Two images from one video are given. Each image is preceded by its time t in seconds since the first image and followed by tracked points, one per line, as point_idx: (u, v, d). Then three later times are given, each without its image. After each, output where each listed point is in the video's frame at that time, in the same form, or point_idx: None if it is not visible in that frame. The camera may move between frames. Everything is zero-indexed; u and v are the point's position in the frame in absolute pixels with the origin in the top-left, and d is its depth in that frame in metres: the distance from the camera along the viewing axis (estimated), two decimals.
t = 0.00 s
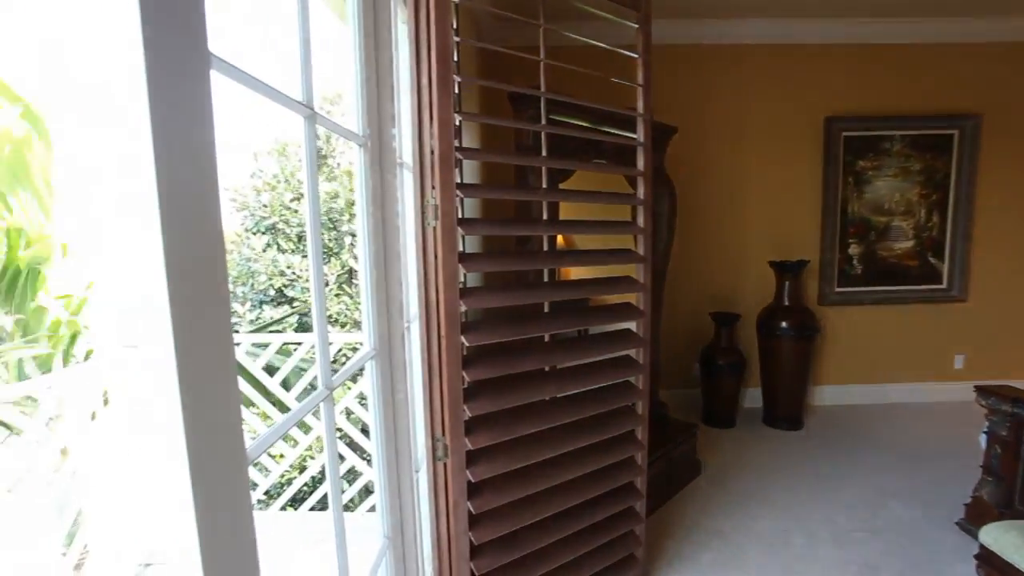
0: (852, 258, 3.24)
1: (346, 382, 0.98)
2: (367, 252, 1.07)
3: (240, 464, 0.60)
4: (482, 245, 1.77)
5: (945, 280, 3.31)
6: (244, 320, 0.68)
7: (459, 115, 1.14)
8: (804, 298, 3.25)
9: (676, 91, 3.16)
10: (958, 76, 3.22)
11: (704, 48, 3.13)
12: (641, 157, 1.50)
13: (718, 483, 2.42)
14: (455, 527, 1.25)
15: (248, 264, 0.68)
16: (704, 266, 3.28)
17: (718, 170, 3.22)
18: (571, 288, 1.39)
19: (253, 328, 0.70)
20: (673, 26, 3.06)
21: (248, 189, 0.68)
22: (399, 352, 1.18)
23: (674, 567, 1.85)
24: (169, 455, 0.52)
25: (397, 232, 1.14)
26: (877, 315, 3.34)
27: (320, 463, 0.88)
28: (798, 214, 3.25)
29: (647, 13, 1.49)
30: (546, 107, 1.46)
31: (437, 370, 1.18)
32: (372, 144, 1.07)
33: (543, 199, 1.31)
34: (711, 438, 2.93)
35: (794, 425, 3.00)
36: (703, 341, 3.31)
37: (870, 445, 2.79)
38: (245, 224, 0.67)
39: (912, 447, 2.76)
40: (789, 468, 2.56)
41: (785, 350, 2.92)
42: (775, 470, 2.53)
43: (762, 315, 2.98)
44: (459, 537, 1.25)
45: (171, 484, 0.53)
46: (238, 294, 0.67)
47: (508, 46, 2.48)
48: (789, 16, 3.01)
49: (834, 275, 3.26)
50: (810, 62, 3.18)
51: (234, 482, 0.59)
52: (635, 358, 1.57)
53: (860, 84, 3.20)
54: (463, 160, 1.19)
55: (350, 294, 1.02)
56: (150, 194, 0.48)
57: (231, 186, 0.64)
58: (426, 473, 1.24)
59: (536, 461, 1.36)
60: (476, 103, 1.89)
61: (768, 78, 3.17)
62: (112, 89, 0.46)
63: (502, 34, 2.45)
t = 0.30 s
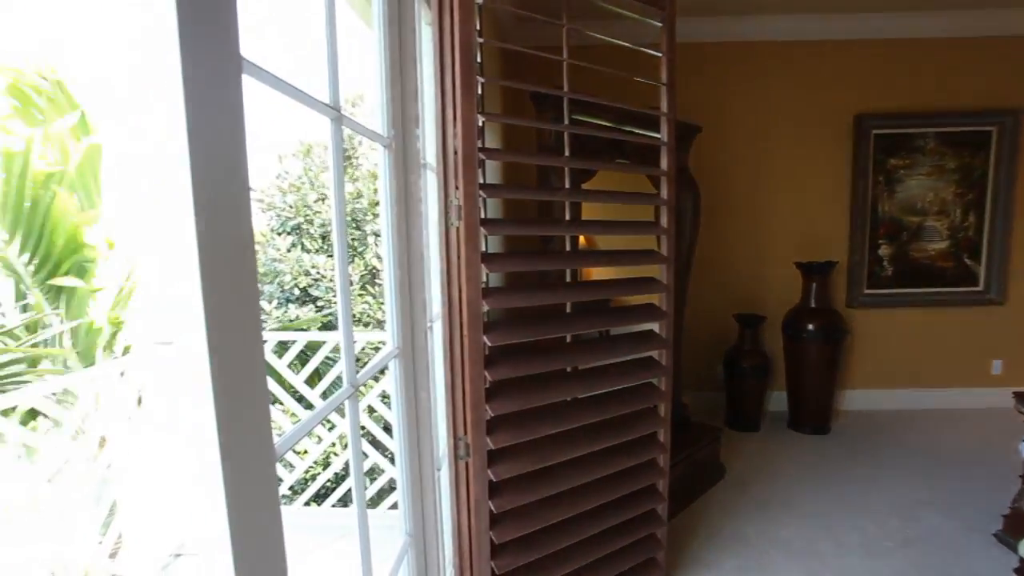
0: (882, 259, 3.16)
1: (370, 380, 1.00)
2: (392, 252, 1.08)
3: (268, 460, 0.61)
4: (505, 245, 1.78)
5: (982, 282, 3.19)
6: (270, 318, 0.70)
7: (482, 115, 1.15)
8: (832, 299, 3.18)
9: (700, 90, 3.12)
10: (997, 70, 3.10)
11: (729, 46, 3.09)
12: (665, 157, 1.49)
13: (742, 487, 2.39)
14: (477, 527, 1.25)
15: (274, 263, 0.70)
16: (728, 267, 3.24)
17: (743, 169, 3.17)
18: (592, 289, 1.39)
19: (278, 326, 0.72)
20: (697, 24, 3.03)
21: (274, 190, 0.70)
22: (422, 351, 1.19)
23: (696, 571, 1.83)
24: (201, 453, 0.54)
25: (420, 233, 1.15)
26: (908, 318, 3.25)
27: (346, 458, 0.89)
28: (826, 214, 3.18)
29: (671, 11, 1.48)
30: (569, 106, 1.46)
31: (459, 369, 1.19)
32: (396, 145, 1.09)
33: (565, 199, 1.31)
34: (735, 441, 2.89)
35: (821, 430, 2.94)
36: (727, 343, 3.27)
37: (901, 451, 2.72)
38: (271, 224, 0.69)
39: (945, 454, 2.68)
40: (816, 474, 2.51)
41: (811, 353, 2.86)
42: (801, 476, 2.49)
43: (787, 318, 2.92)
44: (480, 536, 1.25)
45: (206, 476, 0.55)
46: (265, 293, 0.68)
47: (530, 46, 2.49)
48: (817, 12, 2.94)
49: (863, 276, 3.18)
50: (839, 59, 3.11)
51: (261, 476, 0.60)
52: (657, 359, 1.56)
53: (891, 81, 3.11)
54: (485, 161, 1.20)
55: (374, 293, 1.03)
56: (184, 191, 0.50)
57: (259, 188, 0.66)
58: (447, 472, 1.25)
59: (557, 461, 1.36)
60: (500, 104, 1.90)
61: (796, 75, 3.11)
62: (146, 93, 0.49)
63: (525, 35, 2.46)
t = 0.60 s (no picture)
0: (919, 259, 3.06)
1: (396, 377, 1.01)
2: (418, 251, 1.10)
3: (298, 455, 0.63)
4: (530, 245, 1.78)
5: None
6: (298, 316, 0.71)
7: (508, 115, 1.15)
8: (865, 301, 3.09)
9: (729, 87, 3.07)
10: None
11: (758, 42, 3.03)
12: (692, 156, 1.47)
13: (769, 491, 2.34)
14: (500, 526, 1.25)
15: (301, 262, 0.71)
16: (756, 267, 3.17)
17: (772, 167, 3.11)
18: (618, 289, 1.38)
19: (305, 323, 0.73)
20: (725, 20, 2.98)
21: (301, 191, 0.70)
22: (448, 349, 1.20)
23: None
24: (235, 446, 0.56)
25: (446, 232, 1.16)
26: (946, 321, 3.14)
27: (372, 453, 0.92)
28: (859, 213, 3.10)
29: (700, 9, 1.46)
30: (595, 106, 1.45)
31: (484, 368, 1.20)
32: (423, 145, 1.10)
33: (591, 199, 1.31)
34: (763, 445, 2.83)
35: (852, 435, 2.86)
36: (755, 345, 3.20)
37: (937, 459, 2.63)
38: (298, 224, 0.70)
39: (985, 463, 2.58)
40: (847, 480, 2.44)
41: (843, 356, 2.78)
42: (831, 481, 2.43)
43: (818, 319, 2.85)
44: (503, 535, 1.25)
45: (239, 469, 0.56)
46: (293, 292, 0.69)
47: (556, 46, 2.48)
48: (851, 5, 2.87)
49: (899, 277, 3.08)
50: (873, 53, 3.02)
51: (291, 471, 0.61)
52: (683, 361, 1.54)
53: (930, 75, 3.00)
54: (511, 160, 1.20)
55: (400, 291, 1.04)
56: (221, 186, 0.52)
57: (287, 189, 0.67)
58: (471, 470, 1.26)
59: (580, 461, 1.35)
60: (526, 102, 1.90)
61: (828, 71, 3.04)
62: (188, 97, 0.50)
63: (550, 34, 2.45)
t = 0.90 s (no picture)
0: (961, 261, 2.93)
1: (423, 375, 1.02)
2: (445, 251, 1.11)
3: (330, 450, 0.64)
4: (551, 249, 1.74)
5: None
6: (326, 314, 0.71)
7: (535, 115, 1.15)
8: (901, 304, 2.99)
9: (758, 85, 3.01)
10: None
11: (789, 39, 2.97)
12: (721, 156, 1.45)
13: (799, 498, 2.29)
14: (525, 527, 1.25)
15: (330, 261, 0.71)
16: (787, 268, 3.10)
17: (803, 166, 3.04)
18: (645, 291, 1.37)
19: (334, 322, 0.73)
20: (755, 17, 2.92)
21: (330, 191, 0.71)
22: (474, 348, 1.21)
23: None
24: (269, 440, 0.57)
25: (473, 232, 1.17)
26: (988, 325, 3.02)
27: (399, 450, 0.93)
28: (895, 213, 3.00)
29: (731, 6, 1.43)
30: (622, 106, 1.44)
31: (510, 368, 1.20)
32: (450, 146, 1.11)
33: (619, 199, 1.31)
34: (793, 450, 2.77)
35: (887, 442, 2.78)
36: (785, 349, 3.13)
37: (978, 469, 2.52)
38: (327, 223, 0.70)
39: None
40: (881, 488, 2.37)
41: (879, 361, 2.69)
42: (864, 489, 2.36)
43: (854, 321, 2.76)
44: (528, 536, 1.25)
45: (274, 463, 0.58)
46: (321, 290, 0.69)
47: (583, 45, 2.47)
48: None
49: (939, 279, 2.97)
50: (912, 48, 2.91)
51: (323, 466, 0.63)
52: (711, 364, 1.52)
53: (974, 69, 2.87)
54: (538, 160, 1.20)
55: (427, 291, 1.05)
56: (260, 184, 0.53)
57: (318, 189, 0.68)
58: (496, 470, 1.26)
59: (606, 463, 1.35)
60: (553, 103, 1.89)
61: (863, 66, 2.95)
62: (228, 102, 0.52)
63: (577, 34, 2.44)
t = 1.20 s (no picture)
0: (1005, 262, 2.81)
1: (450, 372, 1.03)
2: (472, 249, 1.12)
3: (359, 445, 0.65)
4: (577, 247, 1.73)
5: None
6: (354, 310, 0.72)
7: (562, 113, 1.14)
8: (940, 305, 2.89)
9: (789, 81, 2.95)
10: None
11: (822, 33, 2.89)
12: (751, 152, 1.43)
13: (829, 503, 2.24)
14: (549, 526, 1.25)
15: (358, 259, 0.72)
16: (818, 268, 3.03)
17: (836, 164, 2.96)
18: (672, 290, 1.35)
19: (362, 319, 0.74)
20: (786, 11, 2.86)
21: (359, 191, 0.71)
22: (500, 346, 1.21)
23: None
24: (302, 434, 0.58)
25: (500, 231, 1.18)
26: None
27: (426, 445, 0.94)
28: (935, 212, 2.89)
29: None
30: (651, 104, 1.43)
31: (535, 366, 1.20)
32: (478, 145, 1.12)
33: (647, 198, 1.29)
34: (824, 455, 2.70)
35: (924, 448, 2.68)
36: (815, 350, 3.06)
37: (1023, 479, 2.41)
38: (355, 222, 0.71)
39: None
40: (916, 496, 2.29)
41: (915, 364, 2.60)
42: (898, 497, 2.29)
43: (889, 323, 2.67)
44: (553, 536, 1.25)
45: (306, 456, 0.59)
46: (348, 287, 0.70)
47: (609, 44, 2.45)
48: None
49: (981, 281, 2.85)
50: (955, 40, 2.80)
51: (353, 460, 0.64)
52: (740, 365, 1.49)
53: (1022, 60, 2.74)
54: (565, 159, 1.20)
55: (454, 288, 1.06)
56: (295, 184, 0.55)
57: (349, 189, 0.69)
58: (521, 468, 1.26)
59: (631, 465, 1.33)
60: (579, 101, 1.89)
61: (903, 59, 2.84)
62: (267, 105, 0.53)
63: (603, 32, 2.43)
